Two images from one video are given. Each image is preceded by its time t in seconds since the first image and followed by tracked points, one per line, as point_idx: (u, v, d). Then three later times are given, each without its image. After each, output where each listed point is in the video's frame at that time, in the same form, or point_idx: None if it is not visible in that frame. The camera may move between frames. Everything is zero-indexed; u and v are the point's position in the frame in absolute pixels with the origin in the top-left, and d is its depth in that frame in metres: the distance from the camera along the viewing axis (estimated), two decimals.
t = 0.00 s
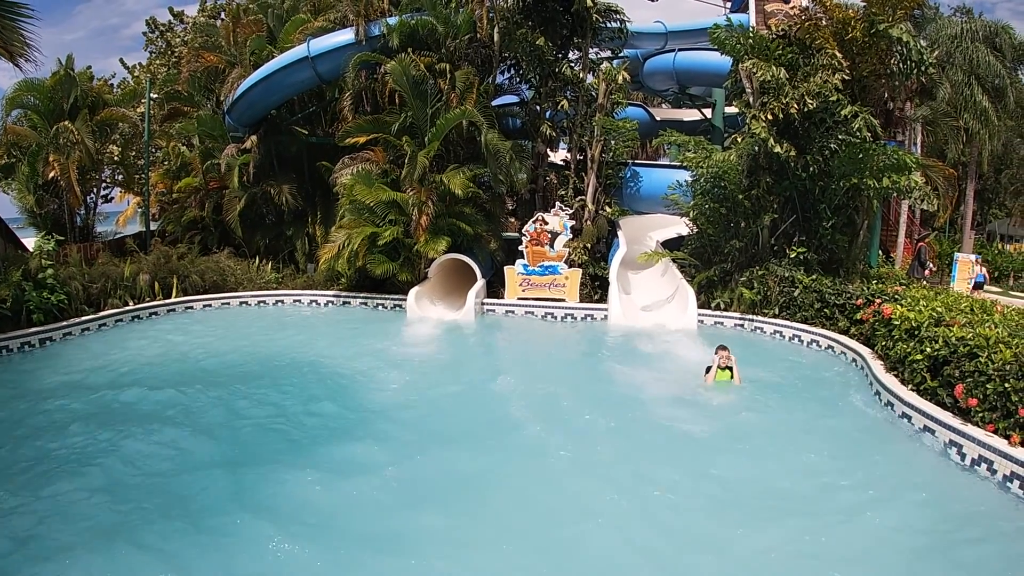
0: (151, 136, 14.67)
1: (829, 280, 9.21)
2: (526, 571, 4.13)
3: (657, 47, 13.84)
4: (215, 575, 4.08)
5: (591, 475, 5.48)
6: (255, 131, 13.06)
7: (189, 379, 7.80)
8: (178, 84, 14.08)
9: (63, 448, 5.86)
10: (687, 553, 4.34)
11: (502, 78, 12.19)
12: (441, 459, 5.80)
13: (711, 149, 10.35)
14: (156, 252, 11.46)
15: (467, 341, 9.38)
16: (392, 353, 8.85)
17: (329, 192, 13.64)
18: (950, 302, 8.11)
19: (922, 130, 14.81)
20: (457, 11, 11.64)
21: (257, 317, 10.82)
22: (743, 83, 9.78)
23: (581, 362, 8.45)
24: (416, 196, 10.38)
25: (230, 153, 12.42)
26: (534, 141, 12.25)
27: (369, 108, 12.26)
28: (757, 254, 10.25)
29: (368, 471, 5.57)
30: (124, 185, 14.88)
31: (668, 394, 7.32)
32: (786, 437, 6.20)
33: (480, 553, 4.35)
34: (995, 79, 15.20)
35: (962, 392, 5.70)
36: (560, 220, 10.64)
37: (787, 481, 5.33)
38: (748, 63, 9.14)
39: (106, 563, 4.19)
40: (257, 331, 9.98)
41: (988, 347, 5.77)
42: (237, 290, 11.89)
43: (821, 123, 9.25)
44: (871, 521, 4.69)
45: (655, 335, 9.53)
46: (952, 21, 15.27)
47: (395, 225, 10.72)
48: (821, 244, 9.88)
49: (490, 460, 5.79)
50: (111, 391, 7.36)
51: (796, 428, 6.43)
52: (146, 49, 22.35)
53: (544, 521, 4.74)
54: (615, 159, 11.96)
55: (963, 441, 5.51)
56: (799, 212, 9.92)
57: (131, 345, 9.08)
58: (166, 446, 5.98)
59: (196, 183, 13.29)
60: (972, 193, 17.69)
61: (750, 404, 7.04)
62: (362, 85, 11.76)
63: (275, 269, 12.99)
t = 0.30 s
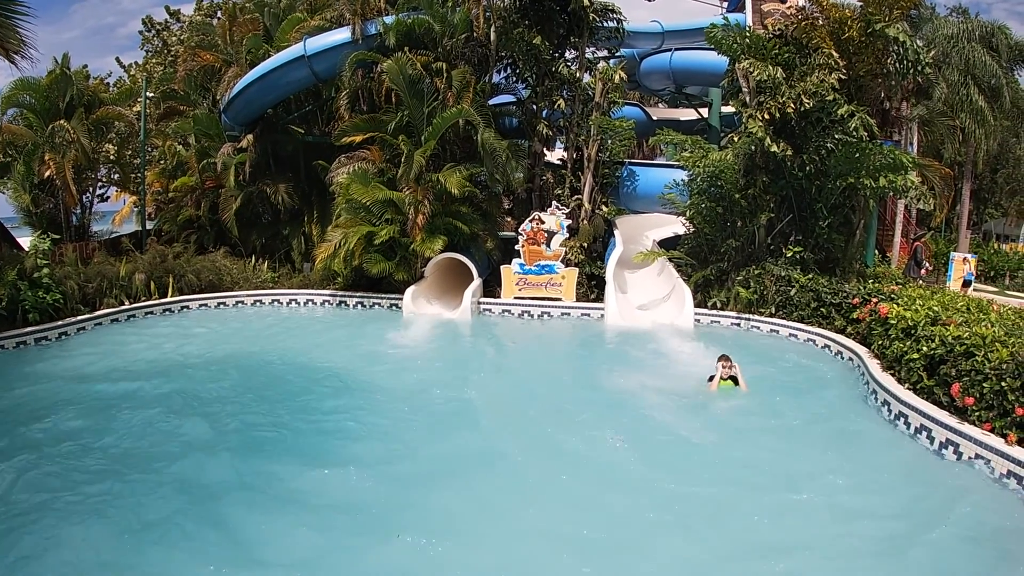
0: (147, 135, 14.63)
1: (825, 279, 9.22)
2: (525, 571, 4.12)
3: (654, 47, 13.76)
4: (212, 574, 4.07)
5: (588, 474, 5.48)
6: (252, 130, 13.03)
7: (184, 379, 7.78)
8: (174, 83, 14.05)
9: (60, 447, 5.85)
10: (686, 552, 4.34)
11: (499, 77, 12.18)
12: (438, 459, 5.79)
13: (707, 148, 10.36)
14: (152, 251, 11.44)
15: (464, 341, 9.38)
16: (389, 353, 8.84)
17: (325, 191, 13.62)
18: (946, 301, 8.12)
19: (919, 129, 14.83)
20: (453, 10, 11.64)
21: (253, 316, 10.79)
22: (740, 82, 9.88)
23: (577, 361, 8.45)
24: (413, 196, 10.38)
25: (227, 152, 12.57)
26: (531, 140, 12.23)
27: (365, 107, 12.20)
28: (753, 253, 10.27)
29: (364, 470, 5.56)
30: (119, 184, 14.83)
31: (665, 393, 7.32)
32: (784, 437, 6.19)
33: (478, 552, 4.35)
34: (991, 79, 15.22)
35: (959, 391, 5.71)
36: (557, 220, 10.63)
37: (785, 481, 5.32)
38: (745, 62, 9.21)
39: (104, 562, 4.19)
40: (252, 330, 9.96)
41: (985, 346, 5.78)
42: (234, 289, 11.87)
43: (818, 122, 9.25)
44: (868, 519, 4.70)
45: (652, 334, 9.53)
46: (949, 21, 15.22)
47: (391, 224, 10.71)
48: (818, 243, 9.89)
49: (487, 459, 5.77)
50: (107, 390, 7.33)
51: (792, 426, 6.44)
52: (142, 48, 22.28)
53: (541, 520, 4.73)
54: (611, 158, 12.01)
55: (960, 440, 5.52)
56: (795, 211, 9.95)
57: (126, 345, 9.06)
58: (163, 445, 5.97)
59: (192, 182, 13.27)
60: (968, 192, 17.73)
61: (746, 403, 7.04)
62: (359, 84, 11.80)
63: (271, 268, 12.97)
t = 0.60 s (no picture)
0: (143, 133, 14.58)
1: (821, 277, 9.23)
2: (523, 570, 4.11)
3: (651, 44, 13.94)
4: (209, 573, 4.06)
5: (585, 472, 5.47)
6: (247, 128, 12.98)
7: (180, 377, 7.76)
8: (169, 81, 14.00)
9: (55, 446, 5.83)
10: (682, 549, 4.34)
11: (495, 75, 12.18)
12: (435, 457, 5.78)
13: (704, 146, 10.37)
14: (147, 249, 11.40)
15: (460, 339, 9.36)
16: (385, 351, 8.82)
17: (321, 189, 13.56)
18: (942, 299, 8.13)
19: (915, 128, 14.86)
20: (449, 7, 11.54)
21: (249, 314, 10.78)
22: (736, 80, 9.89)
23: (574, 359, 8.44)
24: (409, 193, 10.32)
25: (222, 150, 12.38)
26: (527, 138, 12.26)
27: (361, 105, 12.17)
28: (749, 251, 10.29)
29: (361, 468, 5.55)
30: (115, 182, 14.79)
31: (661, 391, 7.32)
32: (780, 434, 6.19)
33: (475, 549, 4.34)
34: (988, 77, 15.25)
35: (954, 388, 5.72)
36: (552, 218, 10.67)
37: (782, 478, 5.33)
38: (741, 60, 9.17)
39: (100, 561, 4.17)
40: (248, 328, 9.94)
41: (981, 343, 5.80)
42: (230, 287, 11.84)
43: (814, 120, 9.31)
44: (864, 517, 4.71)
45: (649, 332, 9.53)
46: (945, 19, 15.29)
47: (387, 222, 10.69)
48: (814, 241, 9.87)
49: (483, 457, 5.76)
50: (102, 389, 7.30)
51: (788, 424, 6.44)
52: (137, 46, 22.17)
53: (538, 518, 4.73)
54: (607, 156, 12.01)
55: (955, 437, 5.53)
56: (791, 209, 9.96)
57: (121, 343, 9.03)
58: (159, 444, 5.95)
59: (187, 180, 13.24)
60: (964, 191, 17.77)
61: (742, 400, 7.04)
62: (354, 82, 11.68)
63: (267, 266, 12.94)
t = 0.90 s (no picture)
0: (136, 132, 14.54)
1: (815, 275, 9.25)
2: (520, 569, 4.09)
3: (644, 42, 14.04)
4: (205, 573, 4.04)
5: (582, 470, 5.47)
6: (240, 126, 12.95)
7: (174, 377, 7.73)
8: (162, 79, 13.95)
9: (47, 446, 5.80)
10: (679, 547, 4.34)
11: (488, 74, 12.12)
12: (431, 455, 5.77)
13: (697, 145, 10.26)
14: (140, 249, 11.35)
15: (454, 337, 9.36)
16: (379, 350, 8.80)
17: (314, 187, 13.55)
18: (935, 296, 8.15)
19: (908, 126, 14.92)
20: (442, 5, 11.51)
21: (242, 313, 10.75)
22: (730, 78, 9.84)
23: (569, 357, 8.44)
24: (402, 192, 10.31)
25: (216, 148, 12.44)
26: (521, 136, 12.34)
27: (354, 103, 12.14)
28: (743, 249, 10.32)
29: (358, 467, 5.54)
30: (108, 181, 14.73)
31: (656, 389, 7.33)
32: (775, 432, 6.21)
33: (472, 548, 4.33)
34: (981, 76, 15.31)
35: (948, 385, 5.74)
36: (546, 216, 10.63)
37: (778, 476, 5.33)
38: (735, 58, 9.15)
39: (93, 561, 4.15)
40: (242, 327, 9.91)
41: (974, 340, 5.82)
42: (223, 286, 11.81)
43: (807, 118, 9.30)
44: (860, 514, 4.72)
45: (643, 330, 9.55)
46: (939, 17, 15.36)
47: (380, 220, 10.67)
48: (807, 239, 9.88)
49: (480, 455, 5.77)
50: (96, 389, 7.26)
51: (782, 421, 6.46)
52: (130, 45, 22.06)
53: (534, 517, 4.72)
54: (601, 155, 12.00)
55: (950, 434, 5.56)
56: (785, 207, 9.98)
57: (114, 343, 8.99)
58: (152, 444, 5.93)
59: (180, 179, 13.20)
60: (957, 189, 17.85)
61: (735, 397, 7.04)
62: (348, 80, 11.62)
63: (260, 265, 12.91)
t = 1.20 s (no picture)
0: (123, 131, 14.45)
1: (802, 274, 9.30)
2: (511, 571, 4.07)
3: (632, 43, 14.13)
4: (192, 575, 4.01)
5: (571, 469, 5.48)
6: (227, 126, 12.88)
7: (160, 377, 7.68)
8: (149, 78, 13.87)
9: (31, 448, 5.75)
10: (669, 546, 4.35)
11: (476, 73, 12.11)
12: (420, 455, 5.76)
13: (684, 145, 10.30)
14: (127, 249, 11.27)
15: (442, 337, 9.35)
16: (368, 350, 8.78)
17: (301, 187, 13.55)
18: (922, 295, 8.21)
19: (895, 126, 15.02)
20: (430, 4, 11.45)
21: (229, 313, 10.70)
22: (717, 79, 9.91)
23: (559, 357, 8.44)
24: (389, 191, 10.28)
25: (202, 148, 12.37)
26: (509, 136, 12.33)
27: (342, 102, 12.11)
28: (730, 248, 10.33)
29: (346, 467, 5.53)
30: (95, 181, 14.63)
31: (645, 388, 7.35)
32: (762, 430, 6.24)
33: (462, 549, 4.32)
34: (968, 77, 15.43)
35: (934, 383, 5.79)
36: (533, 216, 10.66)
37: (768, 475, 5.35)
38: (722, 59, 9.19)
39: (80, 563, 4.11)
40: (229, 328, 9.87)
41: (960, 339, 5.85)
42: (210, 287, 11.75)
43: (794, 118, 9.35)
44: (848, 512, 4.75)
45: (632, 329, 9.57)
46: (926, 19, 15.50)
47: (367, 220, 10.65)
48: (794, 239, 9.95)
49: (469, 455, 5.76)
50: (81, 390, 7.20)
51: (770, 420, 6.49)
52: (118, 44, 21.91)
53: (524, 517, 4.72)
54: (589, 154, 11.98)
55: (936, 432, 5.61)
56: (772, 207, 10.02)
57: (100, 344, 8.93)
58: (138, 445, 5.88)
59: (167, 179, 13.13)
60: (945, 189, 17.99)
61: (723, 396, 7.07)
62: (335, 79, 11.57)
63: (247, 266, 12.84)
